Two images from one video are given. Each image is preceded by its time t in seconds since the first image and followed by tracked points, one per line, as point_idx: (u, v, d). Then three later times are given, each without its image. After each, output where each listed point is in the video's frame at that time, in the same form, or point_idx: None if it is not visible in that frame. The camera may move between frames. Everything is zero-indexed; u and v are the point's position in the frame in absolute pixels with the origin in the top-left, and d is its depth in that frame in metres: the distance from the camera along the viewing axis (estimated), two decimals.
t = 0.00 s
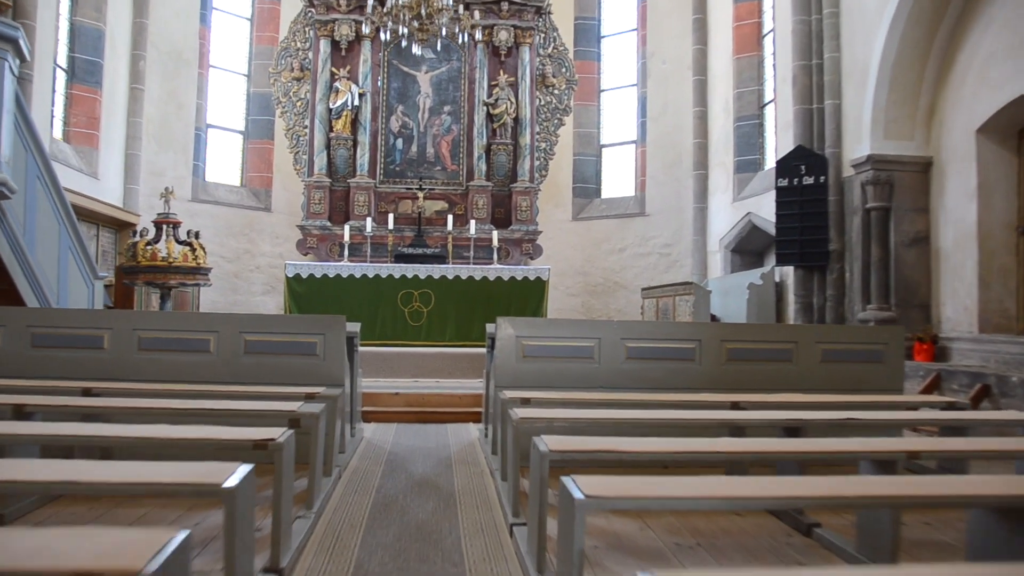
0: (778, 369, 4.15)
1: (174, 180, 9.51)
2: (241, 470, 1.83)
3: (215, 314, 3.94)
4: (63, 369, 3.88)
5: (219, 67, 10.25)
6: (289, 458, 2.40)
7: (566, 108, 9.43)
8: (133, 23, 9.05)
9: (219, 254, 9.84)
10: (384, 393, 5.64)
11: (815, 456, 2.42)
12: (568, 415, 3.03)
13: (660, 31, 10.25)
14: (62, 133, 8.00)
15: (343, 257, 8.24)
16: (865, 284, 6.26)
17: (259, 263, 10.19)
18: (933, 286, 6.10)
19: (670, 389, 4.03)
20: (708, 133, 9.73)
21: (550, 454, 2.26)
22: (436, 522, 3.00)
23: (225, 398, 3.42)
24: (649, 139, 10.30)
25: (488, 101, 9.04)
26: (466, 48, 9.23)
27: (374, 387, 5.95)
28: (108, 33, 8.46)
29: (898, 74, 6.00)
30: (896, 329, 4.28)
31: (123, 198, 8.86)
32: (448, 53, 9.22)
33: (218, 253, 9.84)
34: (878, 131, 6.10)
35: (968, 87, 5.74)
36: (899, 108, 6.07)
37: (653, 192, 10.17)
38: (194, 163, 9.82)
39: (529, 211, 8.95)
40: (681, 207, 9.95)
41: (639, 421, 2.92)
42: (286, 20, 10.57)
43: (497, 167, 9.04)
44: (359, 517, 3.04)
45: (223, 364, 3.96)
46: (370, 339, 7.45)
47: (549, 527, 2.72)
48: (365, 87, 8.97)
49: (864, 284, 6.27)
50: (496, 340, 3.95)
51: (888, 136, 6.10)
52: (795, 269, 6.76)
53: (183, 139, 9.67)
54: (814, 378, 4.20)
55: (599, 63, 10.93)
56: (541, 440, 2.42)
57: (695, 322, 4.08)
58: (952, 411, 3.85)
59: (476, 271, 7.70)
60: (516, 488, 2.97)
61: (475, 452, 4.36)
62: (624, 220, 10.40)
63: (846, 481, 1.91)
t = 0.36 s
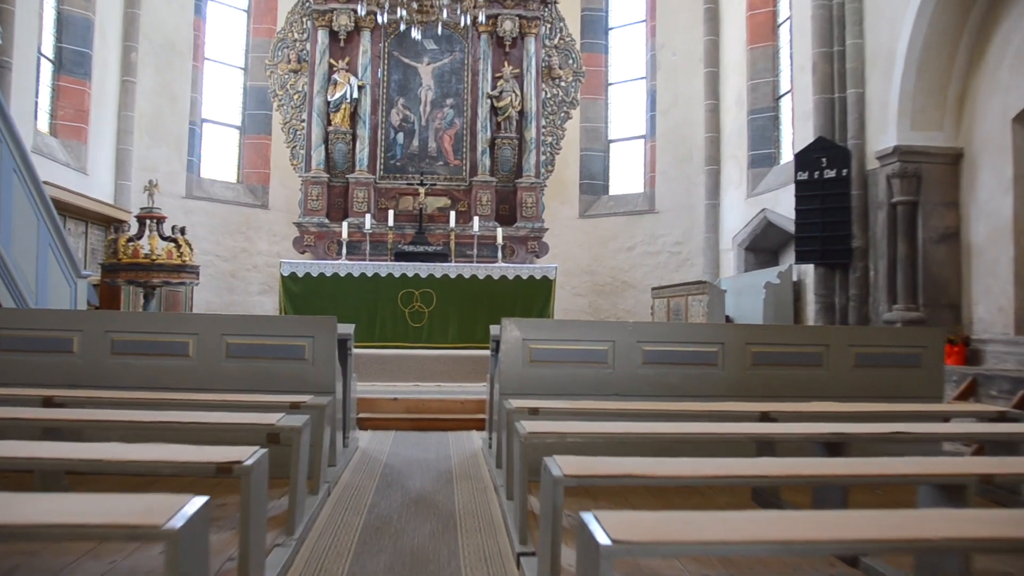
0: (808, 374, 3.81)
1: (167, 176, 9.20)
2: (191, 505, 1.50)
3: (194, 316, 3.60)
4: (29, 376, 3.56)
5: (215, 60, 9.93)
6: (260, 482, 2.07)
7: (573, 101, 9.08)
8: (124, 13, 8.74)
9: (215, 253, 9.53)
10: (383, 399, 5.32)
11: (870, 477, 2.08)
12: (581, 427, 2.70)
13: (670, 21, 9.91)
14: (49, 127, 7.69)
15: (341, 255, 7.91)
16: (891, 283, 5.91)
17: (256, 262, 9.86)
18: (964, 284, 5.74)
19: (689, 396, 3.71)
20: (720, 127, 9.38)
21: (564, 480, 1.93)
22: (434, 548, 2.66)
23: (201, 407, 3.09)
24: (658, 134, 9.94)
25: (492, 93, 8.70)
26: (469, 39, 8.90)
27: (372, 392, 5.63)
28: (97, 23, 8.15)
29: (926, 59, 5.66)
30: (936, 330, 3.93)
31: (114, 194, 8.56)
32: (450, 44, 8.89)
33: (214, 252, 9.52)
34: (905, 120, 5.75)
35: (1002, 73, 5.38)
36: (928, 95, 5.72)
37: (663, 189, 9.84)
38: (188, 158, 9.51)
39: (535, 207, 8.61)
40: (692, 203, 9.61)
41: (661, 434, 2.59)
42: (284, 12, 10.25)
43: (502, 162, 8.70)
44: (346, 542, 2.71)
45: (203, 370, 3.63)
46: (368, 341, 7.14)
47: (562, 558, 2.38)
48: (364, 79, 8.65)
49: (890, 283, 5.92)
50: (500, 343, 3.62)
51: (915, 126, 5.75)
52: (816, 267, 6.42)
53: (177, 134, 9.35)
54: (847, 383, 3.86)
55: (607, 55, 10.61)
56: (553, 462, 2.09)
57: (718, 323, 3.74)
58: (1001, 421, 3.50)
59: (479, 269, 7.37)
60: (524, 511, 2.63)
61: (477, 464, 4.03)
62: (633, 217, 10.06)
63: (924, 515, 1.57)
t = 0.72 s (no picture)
0: (846, 383, 3.49)
1: (163, 173, 8.89)
2: (133, 560, 1.18)
3: (178, 318, 3.29)
4: None
5: (214, 53, 9.63)
6: (233, 517, 1.75)
7: (583, 95, 8.76)
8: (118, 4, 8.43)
9: (213, 253, 9.23)
10: (385, 407, 5.00)
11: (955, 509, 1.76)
12: (608, 445, 2.38)
13: (683, 13, 9.60)
14: (39, 121, 7.39)
15: (343, 255, 7.61)
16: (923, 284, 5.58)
17: (255, 262, 9.56)
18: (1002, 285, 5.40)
19: (718, 406, 3.40)
20: (735, 121, 9.05)
21: (596, 516, 1.61)
22: None
23: (179, 419, 2.78)
24: (670, 129, 9.66)
25: (500, 86, 8.40)
26: (475, 31, 8.59)
27: (374, 399, 5.31)
28: (89, 14, 7.84)
29: (962, 46, 5.32)
30: (989, 335, 3.59)
31: (108, 191, 8.26)
32: (456, 36, 8.59)
33: (212, 252, 9.22)
34: (938, 111, 5.41)
35: None
36: (963, 84, 5.39)
37: (676, 186, 9.52)
38: (185, 155, 9.20)
39: (543, 205, 8.29)
40: (707, 201, 9.28)
41: (700, 455, 2.27)
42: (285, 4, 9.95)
43: (509, 157, 8.40)
44: None
45: (186, 378, 3.31)
46: (371, 344, 6.85)
47: None
48: (366, 72, 8.34)
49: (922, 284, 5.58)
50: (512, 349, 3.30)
51: (949, 117, 5.41)
52: (842, 267, 6.09)
53: (173, 129, 9.05)
54: (891, 393, 3.53)
55: (617, 49, 10.31)
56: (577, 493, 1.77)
57: (750, 327, 3.42)
58: None
59: (487, 269, 7.05)
60: (542, 542, 2.31)
61: (487, 478, 3.72)
62: (645, 216, 9.74)
63: None
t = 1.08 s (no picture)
0: (892, 389, 3.16)
1: (160, 168, 8.59)
2: None
3: (157, 317, 2.98)
4: None
5: (212, 46, 9.33)
6: (197, 558, 1.44)
7: (594, 87, 8.44)
8: None
9: (212, 251, 8.93)
10: (388, 412, 4.70)
11: None
12: (641, 462, 2.06)
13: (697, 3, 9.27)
14: (28, 114, 7.09)
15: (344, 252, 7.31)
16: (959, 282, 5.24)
17: (256, 261, 9.26)
18: None
19: (753, 415, 3.07)
20: (752, 114, 8.72)
21: (643, 561, 1.29)
22: None
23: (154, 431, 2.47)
24: (684, 122, 9.35)
25: (508, 78, 8.08)
26: (482, 21, 8.28)
27: (375, 404, 5.00)
28: (82, 2, 7.54)
29: (1003, 27, 4.98)
30: None
31: (101, 186, 7.97)
32: (462, 26, 8.28)
33: (210, 250, 8.92)
34: (977, 97, 5.07)
35: None
36: (1004, 69, 5.05)
37: (691, 182, 9.20)
38: (183, 150, 8.90)
39: (553, 201, 7.97)
40: (722, 197, 8.95)
41: (751, 475, 1.95)
42: None
43: (518, 152, 8.09)
44: None
45: (167, 383, 3.00)
46: (374, 345, 6.56)
47: None
48: (369, 63, 8.03)
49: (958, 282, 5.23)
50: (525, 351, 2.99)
51: (989, 103, 5.07)
52: (871, 263, 5.76)
53: (170, 123, 8.75)
54: (942, 400, 3.20)
55: (629, 41, 10.01)
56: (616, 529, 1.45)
57: (787, 326, 3.10)
58: None
59: (495, 267, 6.73)
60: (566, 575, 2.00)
61: (499, 494, 3.39)
62: (657, 212, 9.42)
63: None
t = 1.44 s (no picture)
0: (950, 402, 2.83)
1: (157, 164, 8.30)
2: None
3: (133, 319, 2.67)
4: None
5: (213, 38, 9.04)
6: None
7: (608, 79, 8.12)
8: None
9: (211, 250, 8.63)
10: (392, 421, 4.39)
11: None
12: (689, 493, 1.74)
13: None
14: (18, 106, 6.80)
15: (348, 251, 7.00)
16: (1001, 282, 4.88)
17: (257, 261, 8.96)
18: None
19: (796, 430, 2.75)
20: (771, 108, 8.37)
21: None
22: None
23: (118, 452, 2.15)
24: (701, 117, 9.03)
25: (518, 69, 7.76)
26: (491, 11, 7.97)
27: (379, 413, 4.70)
28: None
29: None
30: None
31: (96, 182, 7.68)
32: (470, 16, 7.96)
33: (210, 249, 8.62)
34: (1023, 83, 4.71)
35: None
36: None
37: (708, 179, 8.87)
38: (182, 146, 8.60)
39: (565, 198, 7.65)
40: (741, 194, 8.61)
41: (824, 512, 1.62)
42: None
43: (528, 147, 7.77)
44: None
45: (141, 394, 2.68)
46: (378, 348, 6.27)
47: None
48: (374, 54, 7.71)
49: (1001, 282, 4.87)
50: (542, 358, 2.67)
51: None
52: (905, 263, 5.42)
53: (169, 118, 8.46)
54: (1005, 414, 2.86)
55: (643, 33, 9.72)
56: None
57: (835, 331, 2.77)
58: None
59: (505, 266, 6.41)
60: None
61: (513, 515, 3.07)
62: (673, 210, 9.10)
63: None
